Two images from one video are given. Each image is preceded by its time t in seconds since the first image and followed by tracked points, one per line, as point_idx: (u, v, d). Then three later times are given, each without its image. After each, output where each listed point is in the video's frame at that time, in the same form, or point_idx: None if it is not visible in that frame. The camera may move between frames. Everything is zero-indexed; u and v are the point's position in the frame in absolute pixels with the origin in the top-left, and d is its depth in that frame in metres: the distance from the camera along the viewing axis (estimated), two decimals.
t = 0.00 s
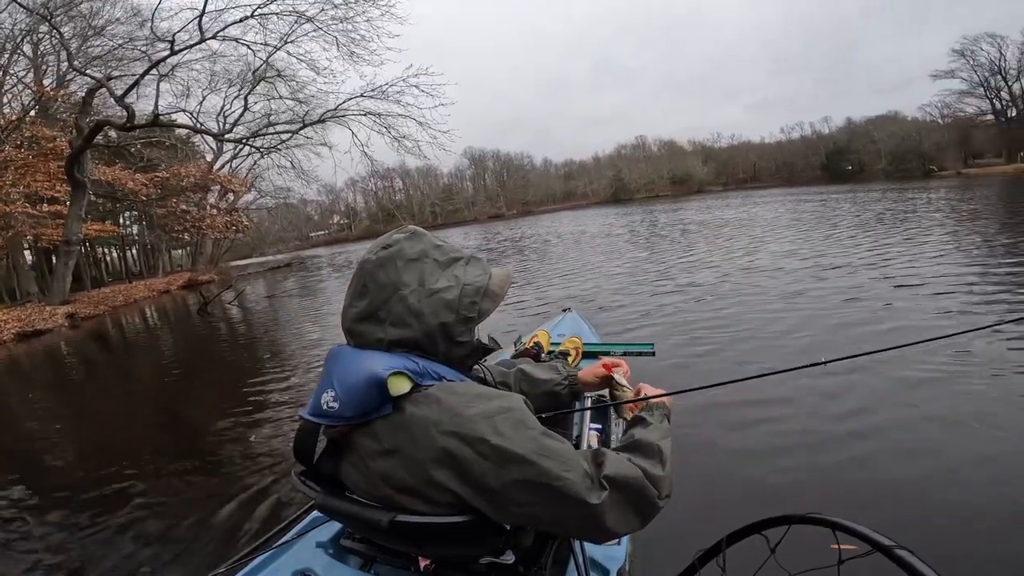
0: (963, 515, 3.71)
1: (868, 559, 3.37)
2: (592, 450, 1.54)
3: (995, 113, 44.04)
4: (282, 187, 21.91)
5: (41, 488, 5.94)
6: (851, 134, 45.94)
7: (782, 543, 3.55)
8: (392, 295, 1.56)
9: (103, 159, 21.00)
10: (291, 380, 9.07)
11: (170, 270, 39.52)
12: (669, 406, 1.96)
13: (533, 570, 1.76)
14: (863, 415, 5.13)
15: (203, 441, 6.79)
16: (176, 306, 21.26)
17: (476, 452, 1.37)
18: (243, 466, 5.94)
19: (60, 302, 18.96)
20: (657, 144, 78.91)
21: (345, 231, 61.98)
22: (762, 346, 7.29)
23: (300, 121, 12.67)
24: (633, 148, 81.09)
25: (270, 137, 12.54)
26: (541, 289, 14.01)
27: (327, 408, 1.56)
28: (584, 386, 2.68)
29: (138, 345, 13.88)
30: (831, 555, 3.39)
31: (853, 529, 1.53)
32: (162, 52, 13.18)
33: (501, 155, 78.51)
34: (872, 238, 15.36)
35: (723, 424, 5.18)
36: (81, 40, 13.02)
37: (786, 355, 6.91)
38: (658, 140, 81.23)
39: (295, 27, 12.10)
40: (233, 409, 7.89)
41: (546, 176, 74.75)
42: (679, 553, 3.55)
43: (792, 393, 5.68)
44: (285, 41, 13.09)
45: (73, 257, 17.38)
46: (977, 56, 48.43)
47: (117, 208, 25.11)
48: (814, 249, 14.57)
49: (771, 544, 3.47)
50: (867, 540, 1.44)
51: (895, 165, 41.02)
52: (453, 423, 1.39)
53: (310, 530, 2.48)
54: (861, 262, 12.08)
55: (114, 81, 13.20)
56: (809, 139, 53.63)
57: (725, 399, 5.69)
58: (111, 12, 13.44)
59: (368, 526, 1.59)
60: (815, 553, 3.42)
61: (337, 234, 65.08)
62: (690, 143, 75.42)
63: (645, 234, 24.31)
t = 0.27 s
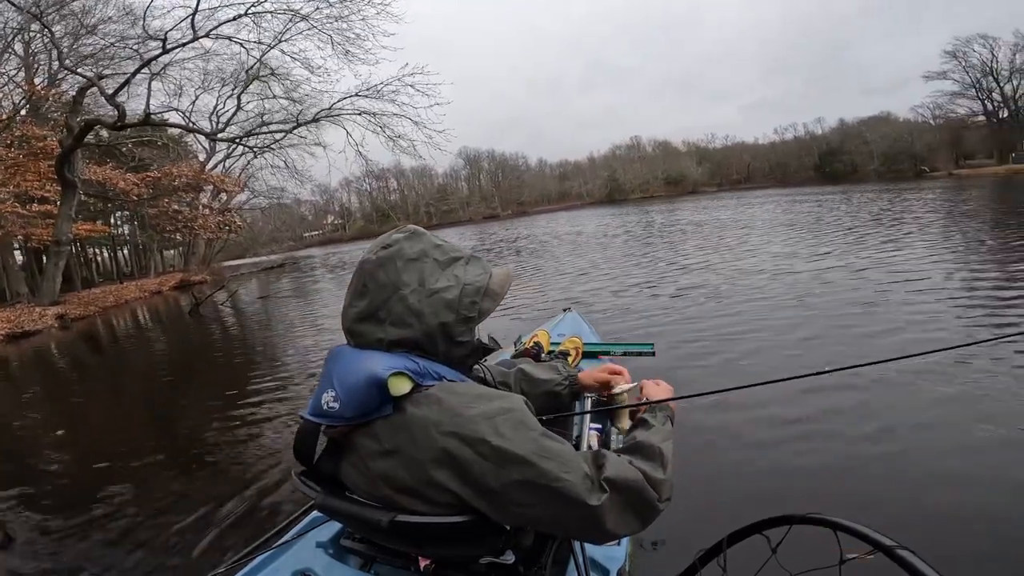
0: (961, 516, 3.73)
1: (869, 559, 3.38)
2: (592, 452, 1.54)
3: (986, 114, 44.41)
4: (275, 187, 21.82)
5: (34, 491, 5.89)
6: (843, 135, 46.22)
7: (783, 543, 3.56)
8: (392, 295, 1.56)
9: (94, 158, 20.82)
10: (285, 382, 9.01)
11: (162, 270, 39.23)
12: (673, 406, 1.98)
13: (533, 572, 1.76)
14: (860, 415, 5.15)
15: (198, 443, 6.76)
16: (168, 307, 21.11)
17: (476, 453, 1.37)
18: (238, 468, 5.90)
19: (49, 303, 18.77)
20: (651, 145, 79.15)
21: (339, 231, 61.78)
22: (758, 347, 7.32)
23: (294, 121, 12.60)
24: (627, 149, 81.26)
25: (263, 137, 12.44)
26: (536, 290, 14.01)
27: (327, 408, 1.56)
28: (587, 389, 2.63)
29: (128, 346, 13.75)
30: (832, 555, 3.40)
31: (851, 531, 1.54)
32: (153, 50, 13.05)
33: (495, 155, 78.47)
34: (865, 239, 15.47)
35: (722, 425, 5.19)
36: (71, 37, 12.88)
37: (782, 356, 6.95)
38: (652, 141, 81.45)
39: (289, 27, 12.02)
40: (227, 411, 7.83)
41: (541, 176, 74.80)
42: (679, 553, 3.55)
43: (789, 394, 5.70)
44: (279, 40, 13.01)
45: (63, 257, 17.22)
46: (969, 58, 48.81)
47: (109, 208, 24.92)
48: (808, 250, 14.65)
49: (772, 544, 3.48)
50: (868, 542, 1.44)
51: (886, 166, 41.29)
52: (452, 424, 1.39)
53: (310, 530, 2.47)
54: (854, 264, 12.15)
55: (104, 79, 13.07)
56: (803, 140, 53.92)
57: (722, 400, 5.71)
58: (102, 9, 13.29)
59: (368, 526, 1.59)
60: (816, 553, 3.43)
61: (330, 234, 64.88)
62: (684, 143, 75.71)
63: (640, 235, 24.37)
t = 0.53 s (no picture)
0: (961, 515, 3.74)
1: (868, 559, 3.40)
2: (592, 449, 1.54)
3: (977, 114, 44.75)
4: (269, 188, 21.73)
5: (28, 495, 5.85)
6: (836, 135, 46.47)
7: (782, 543, 3.57)
8: (391, 295, 1.56)
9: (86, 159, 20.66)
10: (280, 384, 8.98)
11: (154, 272, 38.99)
12: (671, 402, 2.00)
13: (533, 570, 1.76)
14: (857, 415, 5.18)
15: (194, 445, 6.73)
16: (160, 310, 20.98)
17: (476, 451, 1.37)
18: (233, 472, 5.87)
19: (40, 306, 18.61)
20: (645, 146, 79.35)
21: (333, 232, 61.58)
22: (754, 347, 7.35)
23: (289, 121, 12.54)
24: (621, 149, 81.41)
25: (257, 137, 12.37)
26: (532, 291, 14.02)
27: (327, 408, 1.56)
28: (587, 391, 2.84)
29: (120, 349, 13.65)
30: (832, 555, 3.41)
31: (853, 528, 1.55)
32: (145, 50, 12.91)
33: (490, 156, 78.46)
34: (859, 239, 15.56)
35: (721, 426, 5.21)
36: (62, 38, 12.77)
37: (778, 355, 6.98)
38: (646, 142, 81.64)
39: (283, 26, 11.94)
40: (222, 414, 7.80)
41: (536, 177, 74.84)
42: (679, 555, 3.57)
43: (786, 394, 5.73)
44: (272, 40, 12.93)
45: (53, 259, 17.08)
46: (960, 58, 49.15)
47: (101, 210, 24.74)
48: (802, 250, 14.71)
49: (772, 544, 3.49)
50: (868, 540, 1.45)
51: (879, 166, 41.54)
52: (452, 423, 1.39)
53: (310, 530, 2.47)
54: (848, 264, 12.22)
55: (95, 80, 12.95)
56: (796, 140, 54.16)
57: (720, 400, 5.73)
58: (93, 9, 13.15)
59: (368, 526, 1.60)
60: (815, 553, 3.45)
61: (325, 235, 64.70)
62: (678, 144, 75.97)
63: (635, 236, 24.42)
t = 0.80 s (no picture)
0: (959, 514, 3.77)
1: (869, 558, 3.40)
2: (593, 449, 1.55)
3: (969, 114, 45.01)
4: (263, 189, 21.63)
5: (22, 498, 5.81)
6: (829, 136, 46.70)
7: (782, 543, 3.58)
8: (390, 295, 1.56)
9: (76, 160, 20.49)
10: (275, 386, 8.95)
11: (146, 274, 38.69)
12: (671, 402, 2.00)
13: (533, 570, 1.76)
14: (854, 414, 5.20)
15: (189, 447, 6.71)
16: (152, 311, 20.84)
17: (475, 451, 1.37)
18: (229, 474, 5.84)
19: (29, 308, 18.44)
20: (640, 146, 79.53)
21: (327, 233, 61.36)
22: (749, 347, 7.39)
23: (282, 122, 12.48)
24: (616, 150, 81.58)
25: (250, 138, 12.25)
26: (527, 291, 14.01)
27: (326, 408, 1.56)
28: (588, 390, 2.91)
29: (111, 352, 13.54)
30: (832, 556, 3.42)
31: (853, 529, 1.56)
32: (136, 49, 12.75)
33: (484, 157, 78.43)
34: (851, 240, 15.65)
35: (719, 426, 5.23)
36: (53, 37, 12.64)
37: (773, 356, 7.01)
38: (641, 142, 81.83)
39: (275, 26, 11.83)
40: (216, 416, 7.77)
41: (530, 178, 74.88)
42: (677, 556, 3.58)
43: (783, 394, 5.76)
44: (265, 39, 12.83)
45: (43, 260, 16.91)
46: (952, 59, 49.43)
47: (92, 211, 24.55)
48: (796, 250, 14.78)
49: (772, 544, 3.50)
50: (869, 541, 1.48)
51: (871, 166, 41.77)
52: (452, 422, 1.40)
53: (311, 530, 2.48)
54: (841, 264, 12.28)
55: (85, 79, 12.80)
56: (789, 141, 54.34)
57: (718, 400, 5.76)
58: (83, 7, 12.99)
59: (368, 526, 1.60)
60: (815, 553, 3.46)
61: (319, 236, 64.51)
62: (672, 145, 76.20)
63: (629, 236, 24.45)
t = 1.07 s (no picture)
0: (961, 514, 3.78)
1: (868, 559, 3.42)
2: (594, 448, 1.55)
3: (960, 116, 45.26)
4: (256, 190, 21.51)
5: (16, 501, 5.78)
6: (822, 138, 46.93)
7: (782, 543, 3.60)
8: (391, 294, 1.56)
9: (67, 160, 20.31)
10: (269, 388, 8.90)
11: (138, 275, 38.43)
12: (671, 402, 2.00)
13: (533, 570, 1.76)
14: (851, 414, 5.23)
15: (185, 449, 6.68)
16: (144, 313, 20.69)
17: (476, 450, 1.38)
18: (224, 477, 5.81)
19: (20, 309, 18.30)
20: (634, 147, 79.68)
21: (321, 234, 61.16)
22: (745, 348, 7.42)
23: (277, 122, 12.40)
24: (610, 151, 81.71)
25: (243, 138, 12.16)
26: (522, 292, 14.02)
27: (328, 407, 1.57)
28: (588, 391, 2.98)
29: (104, 353, 13.46)
30: (832, 556, 3.44)
31: (853, 530, 1.56)
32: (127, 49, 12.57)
33: (479, 157, 78.39)
34: (845, 241, 15.73)
35: (717, 427, 5.25)
36: (44, 36, 12.48)
37: (769, 356, 7.04)
38: (636, 143, 81.95)
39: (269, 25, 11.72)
40: (211, 419, 7.72)
41: (525, 178, 74.90)
42: (676, 557, 3.59)
43: (779, 394, 5.79)
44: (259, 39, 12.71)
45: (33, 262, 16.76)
46: (943, 60, 49.68)
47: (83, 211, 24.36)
48: (790, 251, 14.85)
49: (772, 544, 3.52)
50: (869, 541, 1.51)
51: (864, 168, 42.00)
52: (453, 421, 1.40)
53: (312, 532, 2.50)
54: (836, 265, 12.34)
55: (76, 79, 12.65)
56: (782, 142, 54.52)
57: (715, 401, 5.79)
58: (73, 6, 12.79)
59: (368, 526, 1.60)
60: (815, 554, 3.47)
61: (312, 237, 64.28)
62: (666, 146, 76.39)
63: (624, 237, 24.49)
